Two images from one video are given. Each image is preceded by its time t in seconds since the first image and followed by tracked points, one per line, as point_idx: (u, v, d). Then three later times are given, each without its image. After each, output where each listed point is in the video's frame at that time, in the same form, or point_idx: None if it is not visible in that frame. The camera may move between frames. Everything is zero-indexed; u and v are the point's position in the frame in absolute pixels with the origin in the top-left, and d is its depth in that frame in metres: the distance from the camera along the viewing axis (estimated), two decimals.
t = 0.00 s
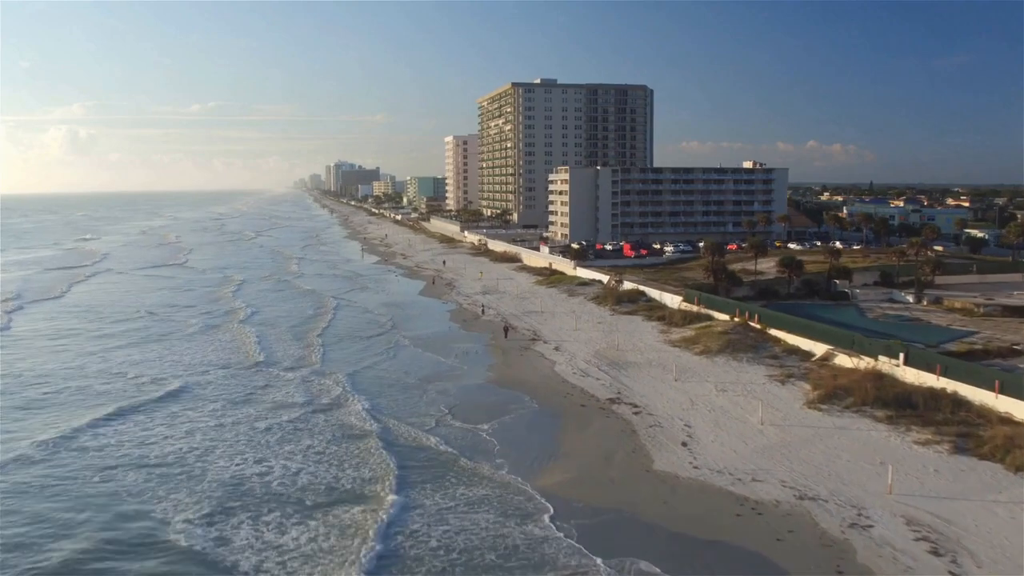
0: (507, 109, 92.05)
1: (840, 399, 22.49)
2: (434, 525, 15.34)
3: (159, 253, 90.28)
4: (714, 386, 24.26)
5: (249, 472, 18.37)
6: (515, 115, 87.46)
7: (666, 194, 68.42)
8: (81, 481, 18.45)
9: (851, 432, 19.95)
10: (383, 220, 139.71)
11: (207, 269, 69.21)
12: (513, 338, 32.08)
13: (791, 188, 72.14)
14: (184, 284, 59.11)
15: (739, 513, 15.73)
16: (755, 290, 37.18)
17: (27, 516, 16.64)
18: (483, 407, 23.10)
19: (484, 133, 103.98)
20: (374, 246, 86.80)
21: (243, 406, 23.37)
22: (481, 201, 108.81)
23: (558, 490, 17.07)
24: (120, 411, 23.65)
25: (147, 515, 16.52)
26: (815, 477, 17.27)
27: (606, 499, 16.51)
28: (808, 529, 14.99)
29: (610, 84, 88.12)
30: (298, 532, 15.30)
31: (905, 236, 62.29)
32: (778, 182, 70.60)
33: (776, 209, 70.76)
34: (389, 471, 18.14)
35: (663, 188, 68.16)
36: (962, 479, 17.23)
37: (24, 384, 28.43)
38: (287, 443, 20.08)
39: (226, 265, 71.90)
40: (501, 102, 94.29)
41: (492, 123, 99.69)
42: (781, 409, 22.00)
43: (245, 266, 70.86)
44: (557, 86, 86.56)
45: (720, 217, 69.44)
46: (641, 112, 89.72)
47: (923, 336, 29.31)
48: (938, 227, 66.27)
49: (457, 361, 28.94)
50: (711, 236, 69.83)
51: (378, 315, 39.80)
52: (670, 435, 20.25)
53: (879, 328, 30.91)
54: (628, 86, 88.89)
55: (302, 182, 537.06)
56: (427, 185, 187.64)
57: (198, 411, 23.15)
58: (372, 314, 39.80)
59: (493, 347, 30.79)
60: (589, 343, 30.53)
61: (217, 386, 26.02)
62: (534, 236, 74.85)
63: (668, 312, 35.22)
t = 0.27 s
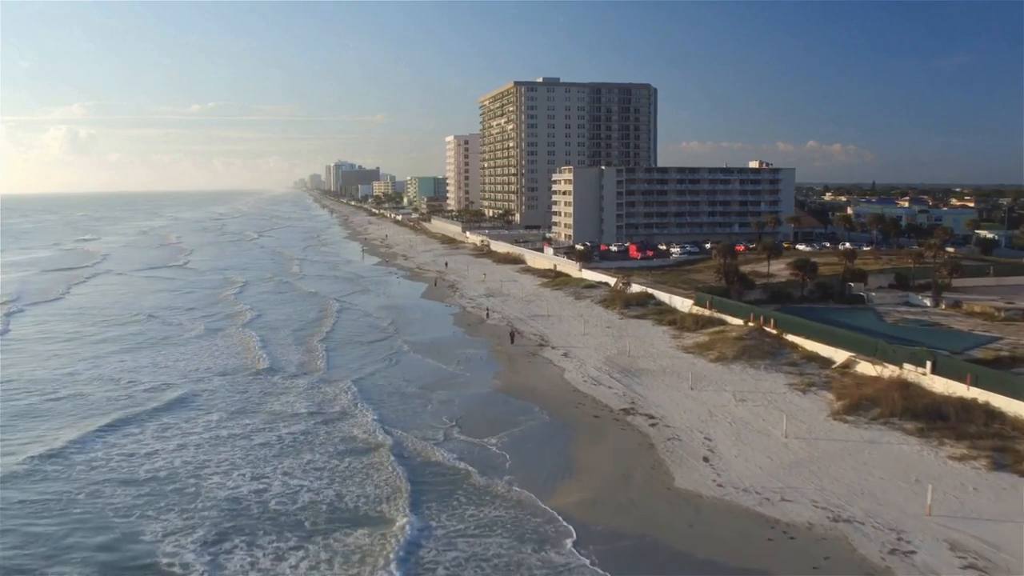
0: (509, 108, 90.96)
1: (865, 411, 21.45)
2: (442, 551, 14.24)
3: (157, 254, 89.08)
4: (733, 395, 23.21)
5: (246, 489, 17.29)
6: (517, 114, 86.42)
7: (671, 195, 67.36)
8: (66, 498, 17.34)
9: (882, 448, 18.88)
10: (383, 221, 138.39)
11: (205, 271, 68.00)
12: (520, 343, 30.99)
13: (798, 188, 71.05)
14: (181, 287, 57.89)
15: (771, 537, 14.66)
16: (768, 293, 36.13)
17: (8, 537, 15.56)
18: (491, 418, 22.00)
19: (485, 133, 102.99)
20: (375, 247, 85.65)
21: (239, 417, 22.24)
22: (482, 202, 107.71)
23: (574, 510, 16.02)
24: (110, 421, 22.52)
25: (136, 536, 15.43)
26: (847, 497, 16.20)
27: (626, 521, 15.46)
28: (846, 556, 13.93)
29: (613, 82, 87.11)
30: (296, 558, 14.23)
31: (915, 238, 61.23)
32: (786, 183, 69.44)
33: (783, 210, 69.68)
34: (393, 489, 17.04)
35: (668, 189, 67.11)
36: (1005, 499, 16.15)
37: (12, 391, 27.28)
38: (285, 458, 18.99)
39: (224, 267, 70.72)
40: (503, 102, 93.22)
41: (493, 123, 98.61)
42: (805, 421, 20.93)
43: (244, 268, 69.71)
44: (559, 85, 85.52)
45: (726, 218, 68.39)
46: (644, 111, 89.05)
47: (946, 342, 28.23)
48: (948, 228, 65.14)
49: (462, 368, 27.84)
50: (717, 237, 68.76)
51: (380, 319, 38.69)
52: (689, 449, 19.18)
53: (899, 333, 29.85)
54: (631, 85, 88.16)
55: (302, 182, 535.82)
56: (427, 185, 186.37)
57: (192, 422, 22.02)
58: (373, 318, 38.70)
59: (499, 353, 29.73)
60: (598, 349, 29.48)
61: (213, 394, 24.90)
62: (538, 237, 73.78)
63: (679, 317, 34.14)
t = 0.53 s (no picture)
0: (511, 108, 89.89)
1: (894, 423, 20.39)
2: None
3: (155, 255, 87.97)
4: (754, 406, 22.15)
5: (243, 510, 16.19)
6: (520, 114, 85.34)
7: (677, 195, 66.30)
8: (50, 517, 16.26)
9: (916, 464, 17.82)
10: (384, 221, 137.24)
11: (203, 272, 66.86)
12: (528, 349, 29.91)
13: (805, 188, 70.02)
14: (179, 289, 56.75)
15: (807, 565, 13.57)
16: (782, 297, 35.08)
17: None
18: (501, 430, 20.94)
19: (487, 133, 101.97)
20: (376, 248, 84.54)
21: (236, 428, 21.17)
22: (484, 202, 106.66)
23: (593, 533, 14.93)
24: (100, 432, 21.44)
25: (124, 562, 14.33)
26: (885, 520, 15.12)
27: (650, 546, 14.37)
28: None
29: (617, 81, 86.07)
30: None
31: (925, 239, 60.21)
32: (792, 183, 68.68)
33: (790, 210, 68.66)
34: (398, 510, 15.98)
35: (674, 189, 66.05)
36: None
37: None
38: (285, 474, 17.91)
39: (224, 268, 69.59)
40: (505, 101, 92.16)
41: (495, 122, 97.55)
42: (832, 434, 19.88)
43: (243, 269, 68.63)
44: (562, 83, 84.45)
45: (733, 218, 67.35)
46: (648, 110, 88.05)
47: (972, 349, 27.13)
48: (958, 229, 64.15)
49: (469, 376, 26.76)
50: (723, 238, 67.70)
51: (382, 323, 37.62)
52: (711, 465, 18.11)
53: (920, 339, 28.80)
54: (636, 83, 87.11)
55: (302, 182, 534.62)
56: (427, 185, 185.23)
57: (187, 433, 20.93)
58: (375, 322, 37.62)
59: (507, 359, 28.66)
60: (610, 356, 28.41)
61: (209, 402, 23.81)
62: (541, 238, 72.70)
63: (691, 321, 33.07)
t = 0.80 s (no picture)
0: (513, 107, 88.97)
1: (921, 434, 19.49)
2: None
3: (154, 256, 87.10)
4: (774, 416, 21.24)
5: (239, 529, 15.28)
6: (522, 113, 84.32)
7: (682, 195, 65.40)
8: (35, 535, 15.34)
9: (949, 479, 16.91)
10: (384, 222, 136.50)
11: (202, 274, 65.98)
12: (535, 354, 29.00)
13: (812, 188, 69.11)
14: (178, 291, 55.89)
15: None
16: (795, 300, 34.16)
17: None
18: (510, 441, 20.03)
19: (488, 132, 101.08)
20: (376, 248, 83.68)
21: (232, 438, 20.24)
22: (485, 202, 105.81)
23: (612, 555, 14.02)
24: (90, 441, 20.51)
25: None
26: (922, 541, 14.21)
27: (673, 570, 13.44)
28: None
29: (620, 81, 85.12)
30: None
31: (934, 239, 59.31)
32: (799, 182, 67.48)
33: (797, 210, 67.75)
34: (403, 530, 15.04)
35: (679, 189, 65.15)
36: None
37: None
38: (284, 489, 17.00)
39: (223, 270, 68.71)
40: (506, 100, 91.23)
41: (497, 122, 96.64)
42: (857, 446, 18.97)
43: (243, 270, 67.74)
44: (565, 82, 83.45)
45: (739, 219, 66.46)
46: (653, 109, 86.96)
47: (995, 355, 26.20)
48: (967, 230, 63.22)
49: (474, 382, 25.85)
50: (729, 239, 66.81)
51: (384, 326, 36.69)
52: (734, 480, 17.20)
53: (940, 344, 27.89)
54: (639, 82, 86.02)
55: (301, 182, 533.27)
56: (427, 185, 184.58)
57: (180, 443, 20.00)
58: (377, 325, 36.72)
59: (514, 364, 27.75)
60: (620, 361, 27.51)
61: (204, 409, 22.87)
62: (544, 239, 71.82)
63: (702, 324, 32.16)
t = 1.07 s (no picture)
0: (516, 106, 87.83)
1: (957, 448, 18.39)
2: None
3: (153, 257, 86.02)
4: (799, 427, 20.16)
5: (235, 554, 14.20)
6: (525, 111, 83.17)
7: (688, 195, 64.31)
8: (16, 560, 14.25)
9: (992, 498, 15.81)
10: (384, 222, 135.51)
11: (201, 275, 64.90)
12: (544, 360, 27.91)
13: (819, 188, 68.03)
14: (176, 293, 54.81)
15: None
16: (811, 304, 33.07)
17: None
18: (522, 455, 18.94)
19: (491, 132, 99.99)
20: (378, 249, 82.61)
21: (227, 451, 19.16)
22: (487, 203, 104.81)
23: None
24: (78, 454, 19.43)
25: None
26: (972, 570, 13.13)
27: None
28: None
29: (624, 79, 83.94)
30: None
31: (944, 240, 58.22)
32: (807, 183, 66.62)
33: (804, 210, 66.69)
34: (411, 556, 13.96)
35: (685, 189, 64.07)
36: None
37: None
38: (284, 508, 15.92)
39: (223, 271, 67.63)
40: (509, 99, 90.11)
41: (499, 121, 95.51)
42: (891, 461, 17.88)
43: (243, 272, 66.64)
44: (569, 80, 82.29)
45: (746, 219, 65.40)
46: (657, 108, 85.52)
47: None
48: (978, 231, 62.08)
49: (481, 390, 24.76)
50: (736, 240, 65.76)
51: (387, 330, 35.63)
52: (763, 498, 16.11)
53: (965, 350, 26.79)
54: (643, 81, 84.71)
55: (302, 182, 532.36)
56: (428, 185, 183.60)
57: (172, 456, 18.91)
58: (379, 329, 35.64)
59: (523, 371, 26.67)
60: (633, 367, 26.42)
61: (199, 419, 21.79)
62: (548, 240, 70.73)
63: (716, 329, 31.06)
